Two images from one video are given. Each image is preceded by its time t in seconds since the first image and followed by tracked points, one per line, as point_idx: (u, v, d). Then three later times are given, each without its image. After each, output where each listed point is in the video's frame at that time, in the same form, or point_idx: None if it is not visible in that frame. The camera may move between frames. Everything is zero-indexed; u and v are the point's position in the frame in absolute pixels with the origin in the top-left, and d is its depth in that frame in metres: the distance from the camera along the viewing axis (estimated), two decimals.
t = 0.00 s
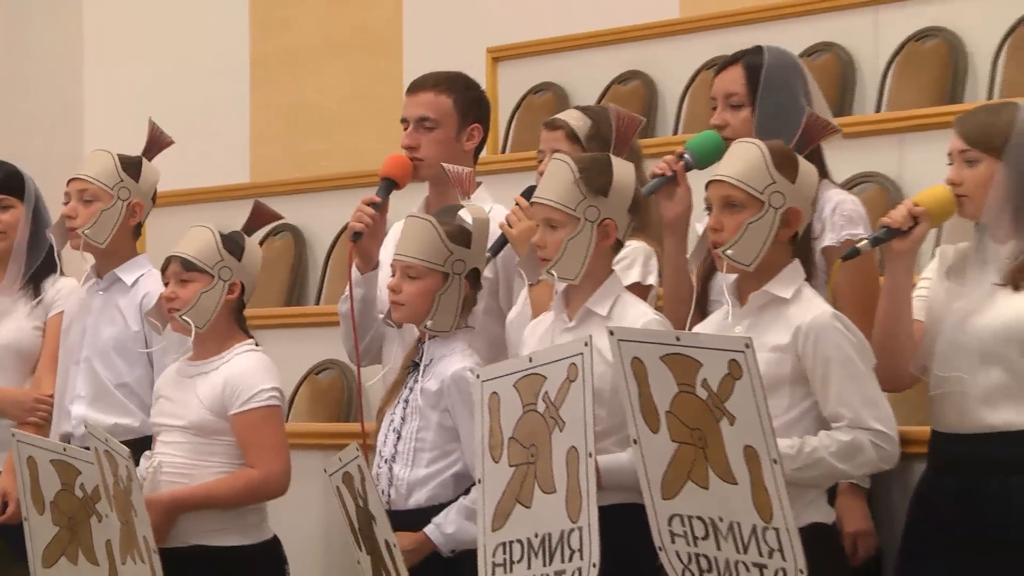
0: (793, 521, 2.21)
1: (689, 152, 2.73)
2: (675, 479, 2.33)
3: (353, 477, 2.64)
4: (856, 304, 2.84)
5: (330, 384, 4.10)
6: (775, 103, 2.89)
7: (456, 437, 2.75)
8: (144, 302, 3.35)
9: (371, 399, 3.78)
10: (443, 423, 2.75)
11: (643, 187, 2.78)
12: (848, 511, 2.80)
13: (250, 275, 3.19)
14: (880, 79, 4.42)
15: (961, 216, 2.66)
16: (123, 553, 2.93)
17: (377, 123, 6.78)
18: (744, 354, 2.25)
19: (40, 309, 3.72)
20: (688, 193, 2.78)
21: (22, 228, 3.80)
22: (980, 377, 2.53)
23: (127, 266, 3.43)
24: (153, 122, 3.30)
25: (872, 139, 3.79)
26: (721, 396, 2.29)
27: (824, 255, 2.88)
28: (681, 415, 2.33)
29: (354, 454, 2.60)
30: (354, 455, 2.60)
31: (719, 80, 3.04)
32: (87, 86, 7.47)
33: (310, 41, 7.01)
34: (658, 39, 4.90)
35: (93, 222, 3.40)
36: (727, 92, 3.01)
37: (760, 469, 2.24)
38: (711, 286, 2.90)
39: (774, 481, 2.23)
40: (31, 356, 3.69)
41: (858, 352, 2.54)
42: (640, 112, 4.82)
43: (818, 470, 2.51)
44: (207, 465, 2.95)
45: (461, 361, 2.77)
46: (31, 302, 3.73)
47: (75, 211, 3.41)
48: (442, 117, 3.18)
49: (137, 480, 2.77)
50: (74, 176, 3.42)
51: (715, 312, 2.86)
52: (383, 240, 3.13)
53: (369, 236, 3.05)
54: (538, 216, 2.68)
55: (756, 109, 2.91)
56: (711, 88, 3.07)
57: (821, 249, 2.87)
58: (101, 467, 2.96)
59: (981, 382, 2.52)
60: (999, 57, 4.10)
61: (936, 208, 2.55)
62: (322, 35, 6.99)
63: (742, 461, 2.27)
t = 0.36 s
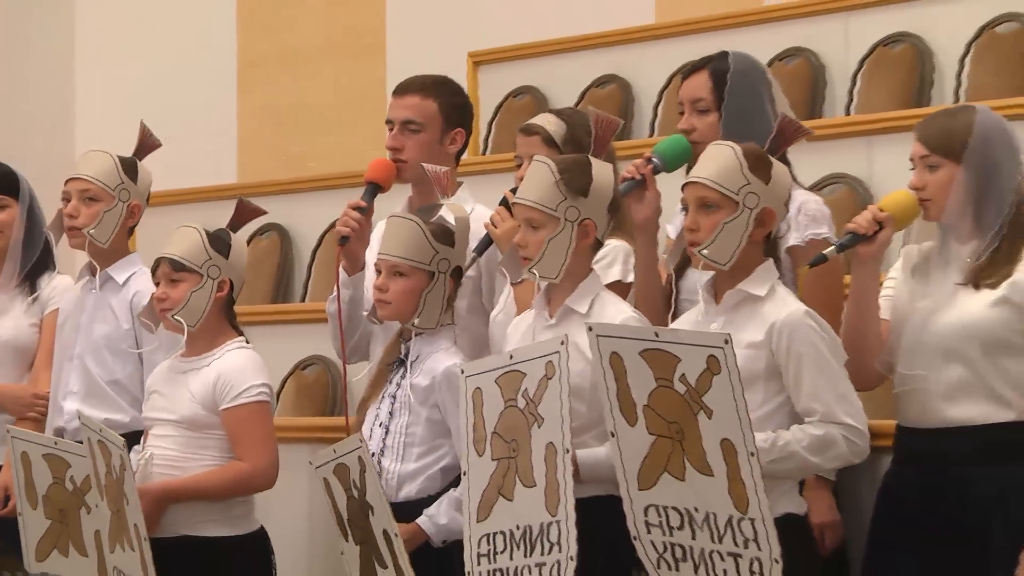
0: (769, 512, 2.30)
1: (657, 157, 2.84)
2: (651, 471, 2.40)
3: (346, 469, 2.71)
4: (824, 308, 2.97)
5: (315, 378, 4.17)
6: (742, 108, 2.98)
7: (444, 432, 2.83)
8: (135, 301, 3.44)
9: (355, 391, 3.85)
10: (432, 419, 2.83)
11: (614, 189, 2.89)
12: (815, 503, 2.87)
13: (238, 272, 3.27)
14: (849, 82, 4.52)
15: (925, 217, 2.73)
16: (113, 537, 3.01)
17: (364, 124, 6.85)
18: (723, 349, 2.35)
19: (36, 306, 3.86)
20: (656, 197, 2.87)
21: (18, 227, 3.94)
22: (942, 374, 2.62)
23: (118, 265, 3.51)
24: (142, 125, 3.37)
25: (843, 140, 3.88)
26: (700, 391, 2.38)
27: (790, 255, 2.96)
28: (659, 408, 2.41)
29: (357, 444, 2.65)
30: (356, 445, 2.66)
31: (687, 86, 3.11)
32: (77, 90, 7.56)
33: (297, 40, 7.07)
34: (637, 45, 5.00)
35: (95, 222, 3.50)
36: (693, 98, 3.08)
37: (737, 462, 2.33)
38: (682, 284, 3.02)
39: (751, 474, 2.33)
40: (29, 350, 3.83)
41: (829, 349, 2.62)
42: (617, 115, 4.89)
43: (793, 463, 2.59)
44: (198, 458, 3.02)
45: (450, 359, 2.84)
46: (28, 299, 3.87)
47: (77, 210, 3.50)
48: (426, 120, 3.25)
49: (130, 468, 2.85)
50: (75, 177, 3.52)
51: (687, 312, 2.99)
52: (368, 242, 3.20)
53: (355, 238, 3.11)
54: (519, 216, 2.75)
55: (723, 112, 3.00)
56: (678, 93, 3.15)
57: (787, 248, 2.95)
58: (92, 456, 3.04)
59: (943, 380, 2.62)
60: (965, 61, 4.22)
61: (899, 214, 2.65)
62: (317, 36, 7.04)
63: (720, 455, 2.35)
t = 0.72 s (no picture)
0: (747, 502, 2.38)
1: (628, 164, 2.98)
2: (632, 461, 2.51)
3: (341, 466, 2.78)
4: (796, 307, 3.10)
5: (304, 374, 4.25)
6: (712, 113, 3.10)
7: (432, 426, 2.92)
8: (128, 298, 3.51)
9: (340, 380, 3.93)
10: (421, 413, 2.91)
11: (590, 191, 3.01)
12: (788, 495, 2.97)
13: (241, 269, 3.36)
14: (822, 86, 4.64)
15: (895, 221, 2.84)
16: (120, 530, 3.08)
17: (354, 128, 6.96)
18: (705, 344, 2.42)
19: (37, 303, 4.06)
20: (629, 203, 2.99)
21: (17, 228, 4.11)
22: (911, 368, 2.72)
23: (111, 263, 3.58)
24: (139, 128, 3.45)
25: (818, 141, 3.97)
26: (681, 384, 2.45)
27: (761, 255, 3.07)
28: (640, 401, 2.50)
29: (361, 441, 2.72)
30: (360, 442, 2.72)
31: (657, 92, 3.22)
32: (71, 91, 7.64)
33: (287, 42, 7.17)
34: (622, 48, 5.08)
35: (90, 221, 3.59)
36: (665, 104, 3.18)
37: (716, 453, 2.40)
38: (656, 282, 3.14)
39: (729, 465, 2.40)
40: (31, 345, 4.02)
41: (803, 345, 2.72)
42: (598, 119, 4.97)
43: (768, 455, 2.68)
44: (204, 449, 3.11)
45: (438, 357, 2.92)
46: (28, 297, 4.06)
47: (72, 209, 3.58)
48: (416, 123, 3.34)
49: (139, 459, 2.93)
50: (71, 178, 3.60)
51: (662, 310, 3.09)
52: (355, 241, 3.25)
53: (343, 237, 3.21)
54: (505, 216, 2.85)
55: (694, 120, 3.12)
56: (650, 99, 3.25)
57: (758, 249, 3.06)
58: (102, 450, 3.10)
59: (913, 374, 2.71)
60: (934, 65, 4.35)
61: (869, 215, 2.80)
62: (307, 39, 7.13)
63: (699, 446, 2.43)
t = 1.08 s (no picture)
0: (720, 493, 2.47)
1: (607, 163, 3.06)
2: (612, 453, 2.61)
3: (331, 458, 2.86)
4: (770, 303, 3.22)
5: (292, 369, 4.32)
6: (693, 116, 3.19)
7: (416, 418, 3.01)
8: (119, 294, 3.59)
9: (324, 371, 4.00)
10: (405, 406, 3.00)
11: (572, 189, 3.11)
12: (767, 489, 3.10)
13: (248, 265, 3.47)
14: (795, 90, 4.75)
15: (869, 218, 2.94)
16: (131, 519, 3.23)
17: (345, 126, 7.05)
18: (676, 339, 2.50)
19: (32, 300, 4.14)
20: (605, 203, 3.08)
21: (13, 228, 4.19)
22: (886, 362, 2.82)
23: (103, 260, 3.66)
24: (132, 132, 3.52)
25: (795, 142, 4.05)
26: (656, 377, 2.54)
27: (733, 253, 3.21)
28: (619, 395, 2.60)
29: (353, 434, 2.81)
30: (353, 434, 2.82)
31: (638, 91, 3.30)
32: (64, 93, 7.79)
33: (279, 43, 7.27)
34: (613, 51, 5.13)
35: (80, 221, 3.67)
36: (647, 101, 3.26)
37: (690, 446, 2.50)
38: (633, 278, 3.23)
39: (703, 456, 2.49)
40: (26, 342, 4.11)
41: (777, 340, 2.81)
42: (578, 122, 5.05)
43: (741, 447, 2.78)
44: (214, 440, 3.21)
45: (421, 349, 3.00)
46: (24, 294, 4.14)
47: (62, 209, 3.67)
48: (403, 125, 3.43)
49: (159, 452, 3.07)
50: (61, 179, 3.68)
51: (639, 305, 3.18)
52: (341, 237, 3.36)
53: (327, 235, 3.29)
54: (489, 215, 2.93)
55: (674, 119, 3.20)
56: (631, 98, 3.34)
57: (731, 246, 3.19)
58: (111, 440, 3.26)
59: (889, 366, 2.81)
60: (904, 70, 4.50)
61: (846, 211, 2.85)
62: (301, 40, 7.24)
63: (674, 437, 2.52)
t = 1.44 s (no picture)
0: (696, 485, 2.56)
1: (593, 163, 3.15)
2: (591, 447, 2.69)
3: (313, 452, 2.96)
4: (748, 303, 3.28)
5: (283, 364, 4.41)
6: (672, 118, 3.26)
7: (399, 413, 3.09)
8: (111, 291, 3.68)
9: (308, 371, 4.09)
10: (389, 402, 3.09)
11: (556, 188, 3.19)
12: (753, 488, 3.15)
13: (248, 261, 3.56)
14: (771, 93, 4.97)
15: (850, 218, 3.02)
16: (135, 511, 3.32)
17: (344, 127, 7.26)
18: (652, 335, 2.58)
19: (26, 297, 4.23)
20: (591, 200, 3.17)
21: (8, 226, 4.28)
22: (868, 359, 2.90)
23: (96, 258, 3.76)
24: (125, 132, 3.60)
25: (771, 144, 4.14)
26: (632, 373, 2.62)
27: (712, 252, 3.25)
28: (598, 391, 2.68)
29: (333, 427, 2.91)
30: (333, 428, 2.91)
31: (621, 96, 3.37)
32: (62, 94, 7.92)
33: (279, 43, 7.51)
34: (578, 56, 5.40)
35: (65, 219, 3.78)
36: (626, 109, 3.35)
37: (667, 438, 2.58)
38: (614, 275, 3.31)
39: (679, 448, 2.57)
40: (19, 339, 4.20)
41: (754, 339, 2.89)
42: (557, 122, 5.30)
43: (716, 441, 2.86)
44: (215, 433, 3.30)
45: (404, 346, 3.09)
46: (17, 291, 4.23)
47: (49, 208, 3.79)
48: (385, 125, 3.52)
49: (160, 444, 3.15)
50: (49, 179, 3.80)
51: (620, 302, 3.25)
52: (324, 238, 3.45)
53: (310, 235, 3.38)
54: (473, 214, 3.01)
55: (654, 122, 3.27)
56: (613, 101, 3.41)
57: (711, 247, 3.24)
58: (113, 435, 3.34)
59: (868, 361, 2.90)
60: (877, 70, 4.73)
61: (828, 210, 2.91)
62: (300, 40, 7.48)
63: (651, 431, 2.60)
